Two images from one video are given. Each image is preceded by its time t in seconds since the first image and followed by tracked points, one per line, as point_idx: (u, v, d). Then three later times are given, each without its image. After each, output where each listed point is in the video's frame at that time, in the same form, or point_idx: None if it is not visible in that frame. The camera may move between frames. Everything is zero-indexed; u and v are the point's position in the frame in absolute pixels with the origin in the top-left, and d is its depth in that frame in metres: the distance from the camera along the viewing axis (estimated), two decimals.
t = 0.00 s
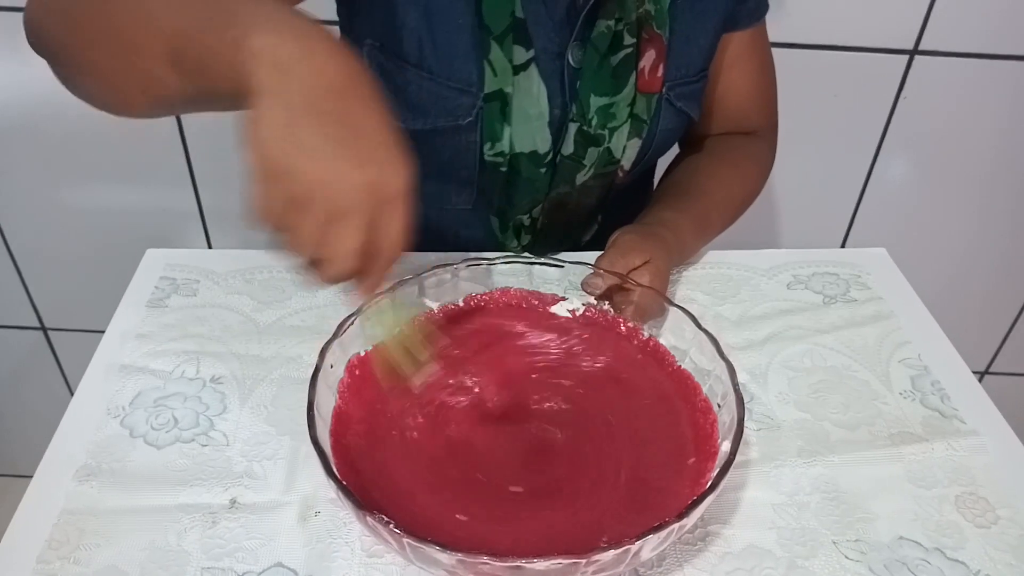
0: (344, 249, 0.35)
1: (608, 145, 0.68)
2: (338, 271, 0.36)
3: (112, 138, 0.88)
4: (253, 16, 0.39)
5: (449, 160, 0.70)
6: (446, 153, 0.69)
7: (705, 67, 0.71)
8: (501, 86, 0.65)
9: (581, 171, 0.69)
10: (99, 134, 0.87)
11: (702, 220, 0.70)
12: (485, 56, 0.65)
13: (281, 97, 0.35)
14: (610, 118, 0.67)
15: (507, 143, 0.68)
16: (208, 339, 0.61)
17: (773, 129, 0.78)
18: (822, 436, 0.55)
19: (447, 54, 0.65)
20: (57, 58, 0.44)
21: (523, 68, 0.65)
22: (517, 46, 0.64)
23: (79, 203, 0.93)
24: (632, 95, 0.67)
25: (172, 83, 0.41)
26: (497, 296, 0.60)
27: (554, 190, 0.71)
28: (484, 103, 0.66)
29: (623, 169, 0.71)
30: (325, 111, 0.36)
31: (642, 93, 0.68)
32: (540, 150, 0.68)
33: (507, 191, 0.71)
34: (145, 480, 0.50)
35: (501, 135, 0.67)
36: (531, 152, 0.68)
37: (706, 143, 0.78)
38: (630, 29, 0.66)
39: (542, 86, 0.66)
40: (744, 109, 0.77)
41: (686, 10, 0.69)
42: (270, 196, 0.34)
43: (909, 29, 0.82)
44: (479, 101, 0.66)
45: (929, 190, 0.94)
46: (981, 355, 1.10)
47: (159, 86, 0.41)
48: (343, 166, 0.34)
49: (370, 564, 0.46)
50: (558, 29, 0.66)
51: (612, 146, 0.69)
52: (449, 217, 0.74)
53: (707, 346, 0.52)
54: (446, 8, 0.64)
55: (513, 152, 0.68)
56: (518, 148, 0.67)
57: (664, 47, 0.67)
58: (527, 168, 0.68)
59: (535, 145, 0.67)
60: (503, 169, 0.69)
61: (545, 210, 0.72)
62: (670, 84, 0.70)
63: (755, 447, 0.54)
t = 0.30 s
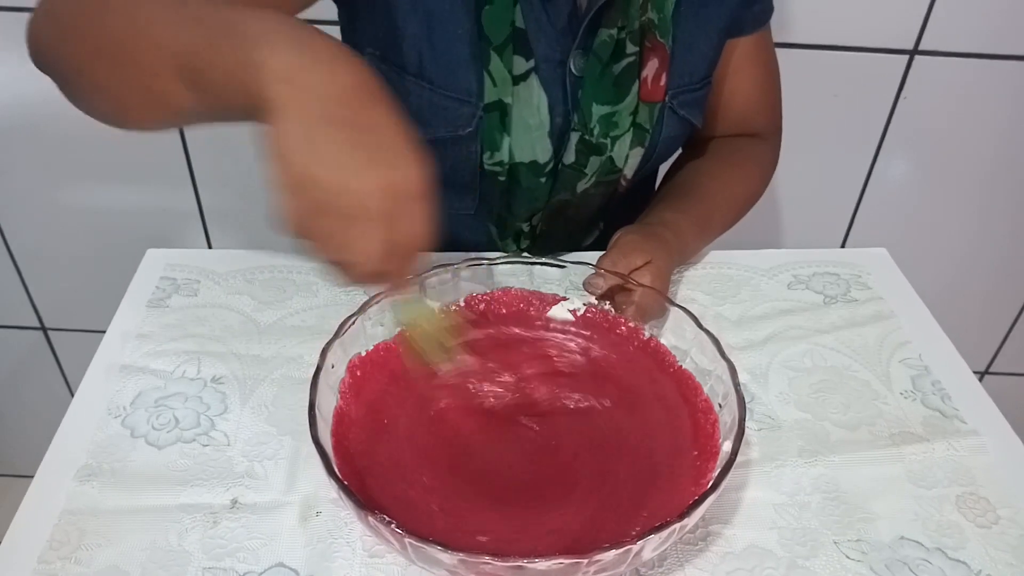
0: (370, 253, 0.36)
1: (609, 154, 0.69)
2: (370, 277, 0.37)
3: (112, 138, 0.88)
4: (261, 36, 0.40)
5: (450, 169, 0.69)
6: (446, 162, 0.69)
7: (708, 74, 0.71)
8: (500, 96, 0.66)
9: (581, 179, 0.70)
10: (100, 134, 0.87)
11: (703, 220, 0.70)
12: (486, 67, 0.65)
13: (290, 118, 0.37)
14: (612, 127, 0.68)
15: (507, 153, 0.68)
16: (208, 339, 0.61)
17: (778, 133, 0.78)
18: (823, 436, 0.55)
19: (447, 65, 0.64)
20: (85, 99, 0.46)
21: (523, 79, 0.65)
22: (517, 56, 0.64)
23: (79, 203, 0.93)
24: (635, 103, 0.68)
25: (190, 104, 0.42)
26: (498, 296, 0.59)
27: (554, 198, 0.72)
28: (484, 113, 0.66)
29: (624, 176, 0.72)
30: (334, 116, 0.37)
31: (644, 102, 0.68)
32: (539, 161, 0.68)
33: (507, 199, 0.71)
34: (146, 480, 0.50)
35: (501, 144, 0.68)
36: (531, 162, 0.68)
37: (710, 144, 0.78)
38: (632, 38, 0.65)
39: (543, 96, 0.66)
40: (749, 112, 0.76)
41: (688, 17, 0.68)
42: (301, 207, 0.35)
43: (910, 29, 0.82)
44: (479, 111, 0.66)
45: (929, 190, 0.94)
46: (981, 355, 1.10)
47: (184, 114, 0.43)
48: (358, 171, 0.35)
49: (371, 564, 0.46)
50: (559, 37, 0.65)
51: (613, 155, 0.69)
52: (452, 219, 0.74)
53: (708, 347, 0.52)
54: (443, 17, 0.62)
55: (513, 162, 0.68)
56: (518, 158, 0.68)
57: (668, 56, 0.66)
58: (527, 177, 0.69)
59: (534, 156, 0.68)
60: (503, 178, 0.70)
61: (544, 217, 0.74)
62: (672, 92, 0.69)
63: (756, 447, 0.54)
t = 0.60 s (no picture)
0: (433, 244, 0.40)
1: (603, 163, 0.69)
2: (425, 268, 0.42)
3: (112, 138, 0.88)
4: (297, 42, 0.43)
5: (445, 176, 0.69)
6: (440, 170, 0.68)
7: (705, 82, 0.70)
8: (490, 107, 0.66)
9: (574, 188, 0.70)
10: (100, 134, 0.87)
11: (704, 221, 0.70)
12: (476, 78, 0.65)
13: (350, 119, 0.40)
14: (606, 136, 0.68)
15: (496, 162, 0.68)
16: (208, 339, 0.61)
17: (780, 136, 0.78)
18: (823, 436, 0.55)
19: (437, 73, 0.63)
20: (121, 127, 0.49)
21: (513, 89, 0.66)
22: (506, 67, 0.65)
23: (79, 203, 0.93)
24: (629, 113, 0.68)
25: (230, 118, 0.45)
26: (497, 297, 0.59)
27: (546, 206, 0.72)
28: (474, 124, 0.66)
29: (617, 185, 0.72)
30: (399, 117, 0.41)
31: (639, 111, 0.68)
32: (530, 171, 0.68)
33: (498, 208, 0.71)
34: (145, 480, 0.50)
35: (490, 154, 0.67)
36: (521, 172, 0.68)
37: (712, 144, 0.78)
38: (626, 47, 0.66)
39: (533, 106, 0.66)
40: (751, 114, 0.76)
41: (682, 25, 0.68)
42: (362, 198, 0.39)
43: (910, 29, 0.82)
44: (469, 120, 0.65)
45: (929, 190, 0.94)
46: (980, 355, 1.10)
47: (216, 121, 0.45)
48: (425, 161, 0.40)
49: (371, 564, 0.46)
50: (551, 46, 0.65)
51: (607, 163, 0.69)
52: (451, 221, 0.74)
53: (709, 347, 0.52)
54: (433, 29, 0.62)
55: (502, 171, 0.68)
56: (508, 168, 0.68)
57: (662, 65, 0.67)
58: (518, 187, 0.69)
59: (525, 165, 0.68)
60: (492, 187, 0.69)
61: (535, 225, 0.74)
62: (666, 102, 0.69)
63: (756, 447, 0.54)
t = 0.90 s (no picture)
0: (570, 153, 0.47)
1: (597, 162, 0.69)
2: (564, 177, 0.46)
3: (111, 138, 0.87)
4: (345, 12, 0.48)
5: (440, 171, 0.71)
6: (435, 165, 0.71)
7: (700, 81, 0.70)
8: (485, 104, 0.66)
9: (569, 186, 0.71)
10: (99, 134, 0.87)
11: (703, 221, 0.70)
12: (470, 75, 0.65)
13: (480, 63, 0.47)
14: (600, 134, 0.68)
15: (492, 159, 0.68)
16: (208, 339, 0.61)
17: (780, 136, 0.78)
18: (822, 436, 0.55)
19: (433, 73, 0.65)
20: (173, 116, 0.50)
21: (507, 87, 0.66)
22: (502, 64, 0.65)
23: (79, 203, 0.93)
24: (622, 112, 0.68)
25: (292, 80, 0.47)
26: (497, 296, 0.59)
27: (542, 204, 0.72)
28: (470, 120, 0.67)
29: (612, 184, 0.73)
30: (460, 48, 0.47)
31: (632, 110, 0.68)
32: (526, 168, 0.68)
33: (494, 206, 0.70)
34: (145, 480, 0.50)
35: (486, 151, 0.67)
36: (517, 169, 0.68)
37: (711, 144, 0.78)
38: (620, 45, 0.65)
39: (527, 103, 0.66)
40: (750, 114, 0.76)
41: (681, 23, 0.68)
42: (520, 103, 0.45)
43: (910, 29, 0.82)
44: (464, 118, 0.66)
45: (928, 190, 0.94)
46: (981, 355, 1.10)
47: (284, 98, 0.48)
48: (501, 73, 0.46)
49: (370, 564, 0.46)
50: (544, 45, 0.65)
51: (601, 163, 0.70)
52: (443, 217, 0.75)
53: (708, 347, 0.52)
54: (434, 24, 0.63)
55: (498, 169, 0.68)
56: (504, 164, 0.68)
57: (656, 64, 0.66)
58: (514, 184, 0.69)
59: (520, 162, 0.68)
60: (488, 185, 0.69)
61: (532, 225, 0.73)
62: (660, 100, 0.70)
63: (755, 447, 0.54)
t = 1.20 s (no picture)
0: (481, 76, 0.54)
1: (600, 160, 0.69)
2: (476, 97, 0.53)
3: (111, 138, 0.87)
4: None
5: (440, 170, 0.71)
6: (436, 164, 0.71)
7: (702, 80, 0.70)
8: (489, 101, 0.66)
9: (571, 184, 0.71)
10: (99, 133, 0.87)
11: (703, 221, 0.70)
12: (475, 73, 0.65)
13: None
14: (603, 133, 0.68)
15: (495, 156, 0.68)
16: (208, 339, 0.61)
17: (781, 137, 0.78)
18: (822, 436, 0.55)
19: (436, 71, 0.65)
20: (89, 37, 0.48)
21: (512, 83, 0.66)
22: (506, 61, 0.65)
23: (79, 203, 0.93)
24: (626, 110, 0.68)
25: None
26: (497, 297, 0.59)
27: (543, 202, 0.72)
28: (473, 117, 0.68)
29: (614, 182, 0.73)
30: None
31: (636, 108, 0.68)
32: (528, 165, 0.68)
33: (497, 205, 0.72)
34: (145, 480, 0.50)
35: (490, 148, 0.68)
36: (520, 166, 0.68)
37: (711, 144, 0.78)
38: (624, 44, 0.66)
39: (531, 100, 0.66)
40: (751, 114, 0.76)
41: (682, 22, 0.68)
42: (429, 31, 0.50)
43: (910, 28, 0.82)
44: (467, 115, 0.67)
45: (929, 190, 0.94)
46: (981, 355, 1.10)
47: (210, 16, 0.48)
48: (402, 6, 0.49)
49: (371, 564, 0.46)
50: (548, 43, 0.65)
51: (604, 161, 0.69)
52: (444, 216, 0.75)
53: (708, 347, 0.52)
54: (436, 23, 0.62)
55: (500, 165, 0.69)
56: (507, 161, 0.68)
57: (660, 63, 0.67)
58: (516, 181, 0.69)
59: (523, 159, 0.68)
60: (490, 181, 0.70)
61: (533, 221, 0.74)
62: (663, 100, 0.69)
63: (755, 447, 0.54)
